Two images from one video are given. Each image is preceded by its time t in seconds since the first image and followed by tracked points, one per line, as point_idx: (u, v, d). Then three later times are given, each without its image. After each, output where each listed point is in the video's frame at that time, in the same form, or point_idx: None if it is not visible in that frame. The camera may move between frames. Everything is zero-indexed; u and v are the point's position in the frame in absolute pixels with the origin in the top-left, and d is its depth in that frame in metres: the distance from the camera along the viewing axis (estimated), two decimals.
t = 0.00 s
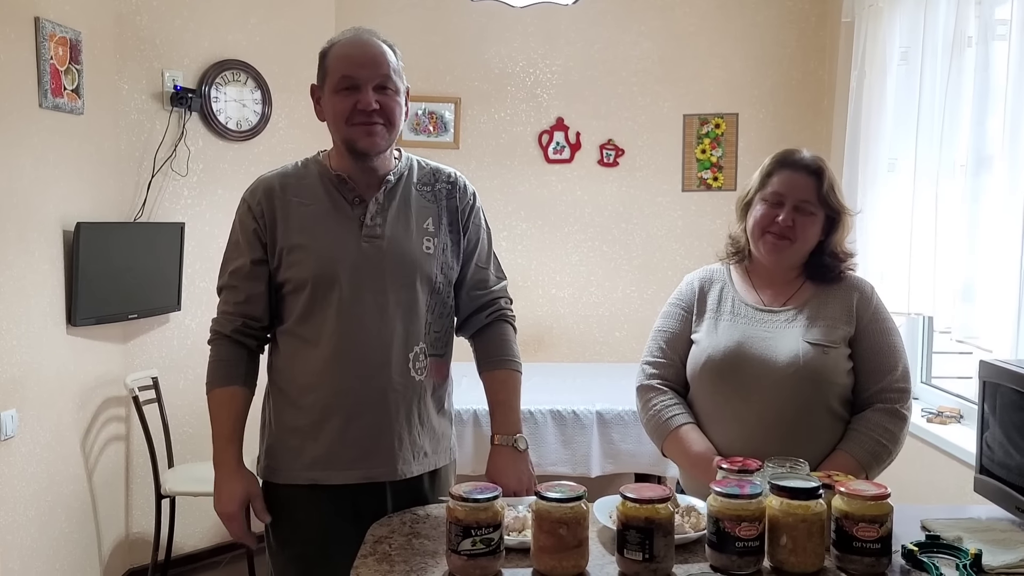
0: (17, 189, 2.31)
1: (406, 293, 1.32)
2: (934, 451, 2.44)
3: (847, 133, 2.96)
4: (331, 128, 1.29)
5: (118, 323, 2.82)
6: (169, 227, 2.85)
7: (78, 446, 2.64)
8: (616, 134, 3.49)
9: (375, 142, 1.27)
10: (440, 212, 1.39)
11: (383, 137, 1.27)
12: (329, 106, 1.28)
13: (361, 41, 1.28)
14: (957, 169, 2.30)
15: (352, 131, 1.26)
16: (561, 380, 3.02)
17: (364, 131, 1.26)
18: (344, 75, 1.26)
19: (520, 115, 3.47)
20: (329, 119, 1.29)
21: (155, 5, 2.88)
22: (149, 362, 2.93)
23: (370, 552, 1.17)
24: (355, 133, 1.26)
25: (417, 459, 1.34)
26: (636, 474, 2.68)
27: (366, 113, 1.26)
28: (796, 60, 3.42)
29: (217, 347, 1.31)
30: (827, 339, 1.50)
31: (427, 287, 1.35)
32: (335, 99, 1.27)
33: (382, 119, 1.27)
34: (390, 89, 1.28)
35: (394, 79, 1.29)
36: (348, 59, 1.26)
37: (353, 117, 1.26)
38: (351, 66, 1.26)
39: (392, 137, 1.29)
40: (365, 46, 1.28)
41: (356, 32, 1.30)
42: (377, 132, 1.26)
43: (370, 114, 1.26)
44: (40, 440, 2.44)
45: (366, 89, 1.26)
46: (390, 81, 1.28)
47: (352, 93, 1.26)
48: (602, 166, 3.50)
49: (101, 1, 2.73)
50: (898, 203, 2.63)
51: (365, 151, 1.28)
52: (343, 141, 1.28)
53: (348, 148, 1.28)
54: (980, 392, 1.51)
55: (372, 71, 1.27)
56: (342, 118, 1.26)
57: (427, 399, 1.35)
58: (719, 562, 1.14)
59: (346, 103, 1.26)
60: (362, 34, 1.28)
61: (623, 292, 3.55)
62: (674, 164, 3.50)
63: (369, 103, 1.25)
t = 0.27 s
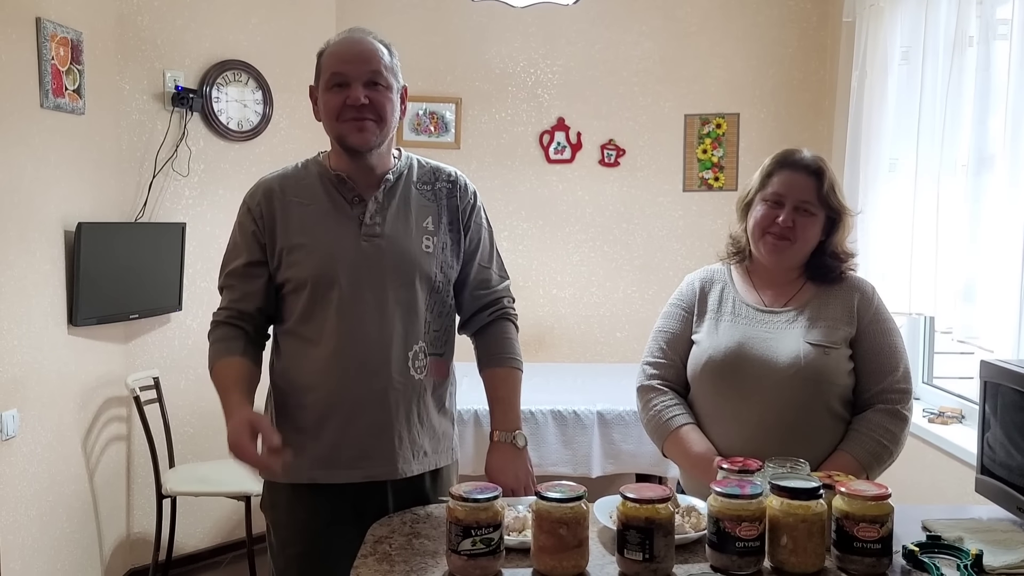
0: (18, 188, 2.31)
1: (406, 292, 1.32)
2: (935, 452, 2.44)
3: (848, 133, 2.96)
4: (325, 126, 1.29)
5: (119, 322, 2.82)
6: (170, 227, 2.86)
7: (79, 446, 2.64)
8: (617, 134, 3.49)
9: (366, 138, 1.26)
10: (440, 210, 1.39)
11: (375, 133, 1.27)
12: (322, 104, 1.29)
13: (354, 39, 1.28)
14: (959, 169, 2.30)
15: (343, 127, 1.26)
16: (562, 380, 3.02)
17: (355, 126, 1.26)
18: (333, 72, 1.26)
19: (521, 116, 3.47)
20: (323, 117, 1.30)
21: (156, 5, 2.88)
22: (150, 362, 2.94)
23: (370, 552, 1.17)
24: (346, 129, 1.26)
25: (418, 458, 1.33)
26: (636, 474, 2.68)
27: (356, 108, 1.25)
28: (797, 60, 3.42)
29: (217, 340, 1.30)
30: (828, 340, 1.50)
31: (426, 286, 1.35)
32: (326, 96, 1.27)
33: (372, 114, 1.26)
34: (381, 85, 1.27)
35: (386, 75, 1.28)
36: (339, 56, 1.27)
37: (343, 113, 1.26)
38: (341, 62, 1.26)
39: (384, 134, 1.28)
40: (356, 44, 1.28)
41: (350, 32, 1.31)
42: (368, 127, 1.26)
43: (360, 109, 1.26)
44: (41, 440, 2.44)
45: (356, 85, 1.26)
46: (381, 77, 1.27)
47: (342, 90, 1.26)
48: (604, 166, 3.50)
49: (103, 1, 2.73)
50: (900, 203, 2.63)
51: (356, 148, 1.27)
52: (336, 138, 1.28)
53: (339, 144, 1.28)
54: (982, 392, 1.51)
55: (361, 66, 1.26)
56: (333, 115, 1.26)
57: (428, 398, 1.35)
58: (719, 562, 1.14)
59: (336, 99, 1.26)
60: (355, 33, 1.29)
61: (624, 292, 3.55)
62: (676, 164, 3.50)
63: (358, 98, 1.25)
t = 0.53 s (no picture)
0: (18, 188, 2.32)
1: (407, 288, 1.32)
2: (936, 451, 2.44)
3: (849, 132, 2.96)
4: (324, 125, 1.29)
5: (120, 322, 2.82)
6: (171, 227, 2.86)
7: (80, 445, 2.64)
8: (618, 133, 3.48)
9: (365, 140, 1.27)
10: (441, 208, 1.39)
11: (373, 135, 1.27)
12: (322, 104, 1.29)
13: (355, 40, 1.28)
14: (960, 168, 2.30)
15: (342, 128, 1.26)
16: (562, 379, 3.02)
17: (352, 128, 1.26)
18: (333, 73, 1.27)
19: (522, 115, 3.47)
20: (322, 117, 1.30)
21: (157, 5, 2.88)
22: (150, 361, 2.94)
23: (370, 551, 1.17)
24: (345, 130, 1.26)
25: (418, 455, 1.34)
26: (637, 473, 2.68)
27: (355, 109, 1.26)
28: (798, 59, 3.42)
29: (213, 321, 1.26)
30: (828, 339, 1.50)
31: (427, 283, 1.35)
32: (326, 95, 1.27)
33: (372, 116, 1.27)
34: (381, 86, 1.27)
35: (386, 76, 1.28)
36: (340, 56, 1.27)
37: (342, 114, 1.26)
38: (341, 62, 1.26)
39: (383, 136, 1.28)
40: (358, 45, 1.28)
41: (352, 32, 1.31)
42: (367, 129, 1.26)
43: (359, 111, 1.26)
44: (42, 439, 2.44)
45: (355, 86, 1.26)
46: (381, 79, 1.27)
47: (341, 90, 1.26)
48: (604, 165, 3.50)
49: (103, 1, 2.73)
50: (901, 202, 2.62)
51: (355, 149, 1.28)
52: (335, 138, 1.28)
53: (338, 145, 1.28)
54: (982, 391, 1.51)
55: (361, 68, 1.27)
56: (332, 115, 1.26)
57: (428, 395, 1.35)
58: (719, 561, 1.14)
59: (335, 99, 1.26)
60: (357, 34, 1.29)
61: (624, 291, 3.55)
62: (676, 164, 3.49)
63: (357, 99, 1.25)
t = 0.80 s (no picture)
0: (21, 189, 2.32)
1: (413, 287, 1.32)
2: (939, 452, 2.43)
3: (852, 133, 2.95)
4: (333, 129, 1.29)
5: (122, 323, 2.82)
6: (173, 228, 2.86)
7: (82, 446, 2.64)
8: (619, 134, 3.48)
9: (373, 149, 1.27)
10: (445, 210, 1.40)
11: (382, 144, 1.27)
12: (332, 108, 1.28)
13: (370, 46, 1.27)
14: (963, 169, 2.29)
15: (351, 135, 1.26)
16: (563, 380, 3.02)
17: (362, 136, 1.26)
18: (346, 79, 1.26)
19: (523, 116, 3.47)
20: (331, 120, 1.30)
21: (159, 7, 2.89)
22: (152, 362, 2.94)
23: (372, 552, 1.17)
24: (354, 138, 1.26)
25: (423, 454, 1.33)
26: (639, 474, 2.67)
27: (366, 119, 1.26)
28: (800, 60, 3.41)
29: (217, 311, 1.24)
30: (831, 340, 1.50)
31: (432, 283, 1.35)
32: (338, 101, 1.27)
33: (382, 126, 1.27)
34: (394, 96, 1.27)
35: (399, 86, 1.28)
36: (353, 62, 1.26)
37: (353, 121, 1.26)
38: (355, 69, 1.26)
39: (391, 144, 1.29)
40: (373, 52, 1.28)
41: (365, 35, 1.30)
42: (376, 139, 1.26)
43: (370, 120, 1.26)
44: (44, 440, 2.44)
45: (368, 95, 1.26)
46: (394, 89, 1.27)
47: (353, 98, 1.26)
48: (606, 166, 3.49)
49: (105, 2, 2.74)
50: (904, 202, 2.62)
51: (362, 156, 1.28)
52: (343, 143, 1.28)
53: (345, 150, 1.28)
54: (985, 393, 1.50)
55: (375, 77, 1.26)
56: (342, 122, 1.26)
57: (433, 395, 1.35)
58: (721, 563, 1.13)
59: (347, 107, 1.26)
60: (371, 39, 1.28)
61: (626, 292, 3.55)
62: (678, 165, 3.49)
63: (369, 109, 1.25)
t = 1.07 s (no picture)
0: (22, 190, 2.32)
1: (416, 288, 1.32)
2: (941, 453, 2.43)
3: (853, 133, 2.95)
4: (339, 129, 1.29)
5: (124, 324, 2.82)
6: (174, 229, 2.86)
7: (83, 447, 2.64)
8: (620, 135, 3.48)
9: (381, 150, 1.27)
10: (447, 211, 1.40)
11: (389, 145, 1.28)
12: (339, 109, 1.28)
13: (378, 47, 1.27)
14: (964, 169, 2.29)
15: (358, 136, 1.26)
16: (564, 381, 3.02)
17: (370, 137, 1.26)
18: (356, 81, 1.26)
19: (524, 117, 3.47)
20: (337, 120, 1.29)
21: (160, 8, 2.89)
22: (154, 363, 2.94)
23: (372, 553, 1.17)
24: (362, 138, 1.26)
25: (425, 455, 1.33)
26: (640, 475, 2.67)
27: (375, 120, 1.26)
28: (801, 60, 3.41)
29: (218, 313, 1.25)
30: (832, 341, 1.50)
31: (435, 284, 1.35)
32: (346, 102, 1.26)
33: (391, 128, 1.27)
34: (402, 99, 1.28)
35: (407, 88, 1.28)
36: (362, 63, 1.26)
37: (361, 122, 1.26)
38: (364, 71, 1.25)
39: (398, 146, 1.29)
40: (381, 53, 1.28)
41: (373, 37, 1.30)
42: (384, 140, 1.27)
43: (379, 122, 1.26)
44: (45, 441, 2.45)
45: (378, 96, 1.26)
46: (403, 91, 1.27)
47: (363, 99, 1.26)
48: (607, 167, 3.49)
49: (106, 3, 2.74)
50: (905, 203, 2.62)
51: (370, 157, 1.28)
52: (350, 143, 1.28)
53: (352, 151, 1.28)
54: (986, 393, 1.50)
55: (385, 79, 1.26)
56: (350, 122, 1.26)
57: (435, 395, 1.35)
58: (722, 564, 1.13)
59: (356, 108, 1.26)
60: (380, 40, 1.28)
61: (627, 293, 3.54)
62: (679, 165, 3.49)
63: (379, 111, 1.25)
